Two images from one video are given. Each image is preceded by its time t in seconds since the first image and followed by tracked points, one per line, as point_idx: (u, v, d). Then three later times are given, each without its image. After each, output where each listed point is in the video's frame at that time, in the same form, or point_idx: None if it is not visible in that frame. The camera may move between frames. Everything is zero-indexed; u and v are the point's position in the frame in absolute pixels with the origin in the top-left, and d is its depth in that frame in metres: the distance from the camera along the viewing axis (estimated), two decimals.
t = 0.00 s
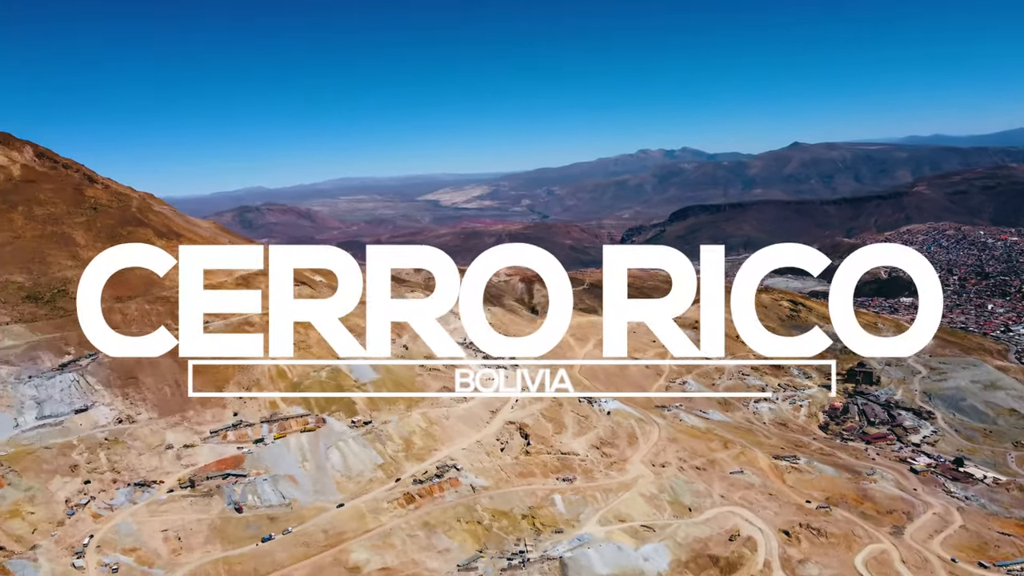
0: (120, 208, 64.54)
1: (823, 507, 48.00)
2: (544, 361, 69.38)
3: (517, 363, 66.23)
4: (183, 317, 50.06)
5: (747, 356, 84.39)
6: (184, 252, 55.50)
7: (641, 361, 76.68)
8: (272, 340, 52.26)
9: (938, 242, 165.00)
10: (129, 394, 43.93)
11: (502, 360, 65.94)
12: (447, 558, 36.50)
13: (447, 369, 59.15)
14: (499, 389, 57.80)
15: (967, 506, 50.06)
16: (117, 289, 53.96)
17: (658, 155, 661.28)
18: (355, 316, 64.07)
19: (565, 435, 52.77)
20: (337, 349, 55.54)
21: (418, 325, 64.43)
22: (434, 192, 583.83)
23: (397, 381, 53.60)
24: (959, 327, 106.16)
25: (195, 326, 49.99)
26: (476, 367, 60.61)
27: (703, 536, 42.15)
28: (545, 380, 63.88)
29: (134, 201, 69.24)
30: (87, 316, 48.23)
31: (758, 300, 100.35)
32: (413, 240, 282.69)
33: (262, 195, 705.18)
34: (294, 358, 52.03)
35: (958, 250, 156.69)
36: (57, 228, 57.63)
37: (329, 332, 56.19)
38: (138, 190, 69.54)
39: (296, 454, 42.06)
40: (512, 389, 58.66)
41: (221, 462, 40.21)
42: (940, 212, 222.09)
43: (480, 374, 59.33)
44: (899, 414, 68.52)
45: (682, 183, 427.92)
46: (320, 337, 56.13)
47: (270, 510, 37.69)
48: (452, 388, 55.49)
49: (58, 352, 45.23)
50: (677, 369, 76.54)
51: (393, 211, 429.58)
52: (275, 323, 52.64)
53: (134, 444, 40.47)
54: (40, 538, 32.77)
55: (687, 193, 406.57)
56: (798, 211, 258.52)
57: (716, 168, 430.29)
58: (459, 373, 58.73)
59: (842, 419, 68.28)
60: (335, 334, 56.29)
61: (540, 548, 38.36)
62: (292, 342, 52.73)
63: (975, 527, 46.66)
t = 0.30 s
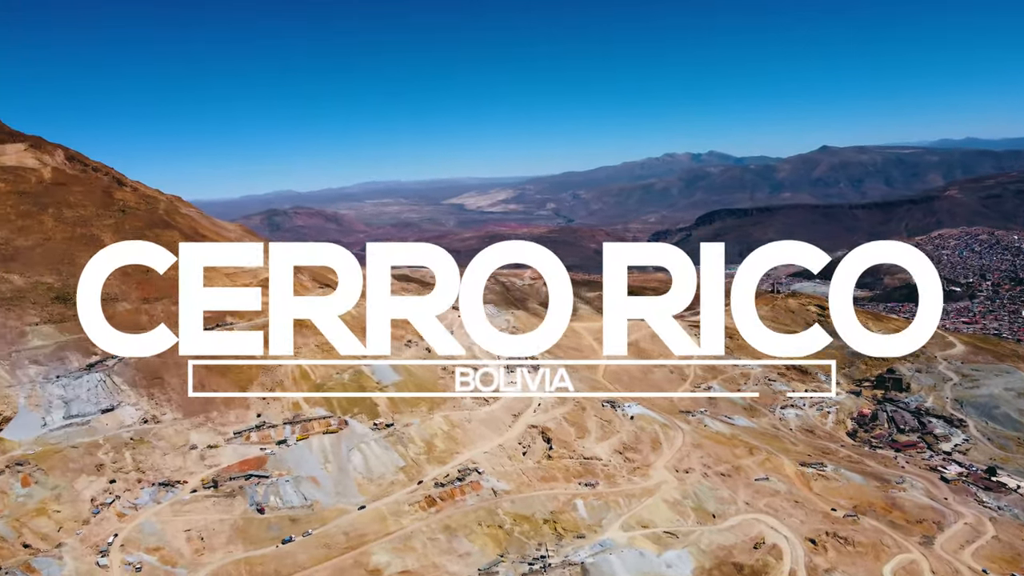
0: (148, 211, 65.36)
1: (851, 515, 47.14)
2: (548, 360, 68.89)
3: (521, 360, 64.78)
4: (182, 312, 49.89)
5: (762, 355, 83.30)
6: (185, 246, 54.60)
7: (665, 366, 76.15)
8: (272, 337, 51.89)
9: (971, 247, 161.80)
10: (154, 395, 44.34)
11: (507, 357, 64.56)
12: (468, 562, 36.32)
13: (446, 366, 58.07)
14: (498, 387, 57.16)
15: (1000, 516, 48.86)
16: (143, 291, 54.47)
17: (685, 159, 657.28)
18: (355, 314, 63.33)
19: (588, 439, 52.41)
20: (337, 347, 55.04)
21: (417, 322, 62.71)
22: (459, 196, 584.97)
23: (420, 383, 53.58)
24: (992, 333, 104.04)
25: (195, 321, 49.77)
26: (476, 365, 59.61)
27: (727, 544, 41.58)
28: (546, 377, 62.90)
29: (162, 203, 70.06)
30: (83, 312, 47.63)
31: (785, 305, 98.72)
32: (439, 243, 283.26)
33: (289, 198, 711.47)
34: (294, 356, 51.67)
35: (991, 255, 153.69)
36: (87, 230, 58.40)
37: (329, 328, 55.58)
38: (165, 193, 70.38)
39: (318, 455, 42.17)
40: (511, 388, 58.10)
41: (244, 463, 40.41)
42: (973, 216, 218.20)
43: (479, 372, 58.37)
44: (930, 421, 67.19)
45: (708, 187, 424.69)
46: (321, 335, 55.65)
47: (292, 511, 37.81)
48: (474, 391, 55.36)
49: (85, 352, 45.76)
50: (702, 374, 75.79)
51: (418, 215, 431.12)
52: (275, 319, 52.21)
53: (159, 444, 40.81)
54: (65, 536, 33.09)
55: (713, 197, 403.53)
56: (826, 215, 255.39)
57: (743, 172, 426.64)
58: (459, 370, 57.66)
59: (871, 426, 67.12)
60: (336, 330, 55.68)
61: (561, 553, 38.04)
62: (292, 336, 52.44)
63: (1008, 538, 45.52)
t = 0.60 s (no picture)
0: (174, 213, 66.07)
1: (878, 524, 46.26)
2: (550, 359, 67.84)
3: (521, 360, 63.57)
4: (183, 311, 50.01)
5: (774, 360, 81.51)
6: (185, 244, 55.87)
7: (689, 371, 75.58)
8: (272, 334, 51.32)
9: (1002, 252, 158.26)
10: (178, 396, 44.70)
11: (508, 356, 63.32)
12: (488, 566, 36.12)
13: (446, 365, 57.18)
14: (499, 387, 56.35)
15: None
16: (168, 292, 54.80)
17: (710, 163, 652.77)
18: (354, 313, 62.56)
19: (610, 444, 52.01)
20: (336, 345, 54.30)
21: (417, 319, 61.84)
22: (483, 199, 586.26)
23: (441, 387, 53.52)
24: None
25: (195, 320, 49.73)
26: (475, 364, 58.58)
27: (750, 551, 41.03)
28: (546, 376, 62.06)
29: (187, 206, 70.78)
30: (85, 312, 46.87)
31: (811, 310, 97.47)
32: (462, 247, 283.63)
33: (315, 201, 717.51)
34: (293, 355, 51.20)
35: None
36: (113, 232, 59.07)
37: (328, 326, 54.91)
38: (191, 196, 71.11)
39: (339, 458, 42.24)
40: (511, 388, 57.32)
41: (266, 464, 40.57)
42: (1005, 221, 214.25)
43: (479, 371, 57.41)
44: (960, 429, 65.85)
45: (733, 191, 421.32)
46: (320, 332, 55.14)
47: (313, 512, 37.89)
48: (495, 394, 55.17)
49: (111, 352, 46.18)
50: (726, 379, 74.99)
51: (442, 218, 432.27)
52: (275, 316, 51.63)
53: (181, 444, 41.10)
54: (88, 535, 33.39)
55: (739, 202, 400.26)
56: (854, 220, 252.23)
57: (769, 176, 422.75)
58: (459, 369, 56.67)
59: (899, 434, 65.94)
60: (334, 328, 54.97)
61: (582, 559, 37.69)
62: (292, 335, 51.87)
63: None
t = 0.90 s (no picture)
0: (198, 216, 66.70)
1: (905, 534, 45.37)
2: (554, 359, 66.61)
3: (524, 360, 62.20)
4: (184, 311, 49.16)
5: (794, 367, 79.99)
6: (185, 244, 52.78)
7: (712, 376, 74.88)
8: (273, 336, 50.78)
9: None
10: (200, 397, 44.95)
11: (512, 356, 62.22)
12: (506, 571, 35.87)
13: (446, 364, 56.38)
14: (498, 387, 55.66)
15: None
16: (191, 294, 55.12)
17: (735, 166, 647.87)
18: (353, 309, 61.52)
19: (631, 450, 51.59)
20: (337, 344, 53.43)
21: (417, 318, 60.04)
22: (507, 204, 586.75)
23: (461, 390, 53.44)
24: None
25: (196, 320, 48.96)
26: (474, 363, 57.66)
27: (773, 560, 40.48)
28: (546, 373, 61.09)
29: (211, 208, 71.44)
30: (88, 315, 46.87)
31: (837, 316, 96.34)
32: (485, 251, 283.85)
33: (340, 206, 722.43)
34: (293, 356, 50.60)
35: None
36: (138, 234, 59.71)
37: (328, 326, 53.95)
38: (215, 198, 71.76)
39: (359, 460, 42.27)
40: (511, 388, 56.71)
41: (286, 466, 40.69)
42: None
43: (479, 370, 56.60)
44: (990, 438, 64.47)
45: (759, 196, 417.76)
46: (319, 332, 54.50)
47: (333, 514, 37.94)
48: (516, 398, 54.98)
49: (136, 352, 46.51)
50: (750, 385, 74.14)
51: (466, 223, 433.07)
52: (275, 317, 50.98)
53: (203, 445, 41.33)
54: (110, 534, 33.63)
55: (765, 206, 396.66)
56: (882, 224, 248.82)
57: (796, 180, 418.63)
58: (459, 369, 55.87)
59: (927, 442, 64.75)
60: (333, 327, 54.01)
61: (601, 565, 37.31)
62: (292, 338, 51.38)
63: None
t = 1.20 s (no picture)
0: (222, 219, 67.31)
1: (933, 545, 44.40)
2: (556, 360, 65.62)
3: (524, 360, 61.94)
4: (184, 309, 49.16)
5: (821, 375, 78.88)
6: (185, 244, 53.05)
7: (736, 383, 73.96)
8: (273, 336, 51.06)
9: None
10: (222, 399, 45.23)
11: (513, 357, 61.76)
12: None
13: (445, 365, 56.02)
14: (498, 386, 55.03)
15: None
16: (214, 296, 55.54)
17: (761, 171, 642.84)
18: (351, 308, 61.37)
19: (653, 455, 51.12)
20: (337, 344, 53.56)
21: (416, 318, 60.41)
22: (531, 208, 586.67)
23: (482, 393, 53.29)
24: None
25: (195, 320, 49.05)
26: (474, 364, 57.13)
27: (797, 569, 39.82)
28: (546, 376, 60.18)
29: (236, 212, 72.08)
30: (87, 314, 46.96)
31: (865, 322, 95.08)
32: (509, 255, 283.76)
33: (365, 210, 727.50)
34: (300, 356, 51.19)
35: None
36: (164, 237, 60.35)
37: (328, 326, 54.45)
38: (239, 202, 72.40)
39: (379, 463, 42.26)
40: (511, 387, 55.86)
41: (307, 468, 40.75)
42: None
43: (479, 370, 56.08)
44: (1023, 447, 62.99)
45: (785, 201, 413.92)
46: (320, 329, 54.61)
47: (353, 517, 37.94)
48: (537, 402, 54.74)
49: (161, 354, 46.94)
50: (775, 391, 73.14)
51: (490, 227, 433.54)
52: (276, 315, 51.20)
53: (224, 446, 41.55)
54: (133, 534, 33.86)
55: (791, 211, 392.85)
56: (911, 230, 245.18)
57: (822, 185, 414.17)
58: (458, 369, 55.46)
59: (956, 451, 63.43)
60: (333, 326, 54.52)
61: (622, 573, 36.89)
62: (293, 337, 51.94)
63: None
